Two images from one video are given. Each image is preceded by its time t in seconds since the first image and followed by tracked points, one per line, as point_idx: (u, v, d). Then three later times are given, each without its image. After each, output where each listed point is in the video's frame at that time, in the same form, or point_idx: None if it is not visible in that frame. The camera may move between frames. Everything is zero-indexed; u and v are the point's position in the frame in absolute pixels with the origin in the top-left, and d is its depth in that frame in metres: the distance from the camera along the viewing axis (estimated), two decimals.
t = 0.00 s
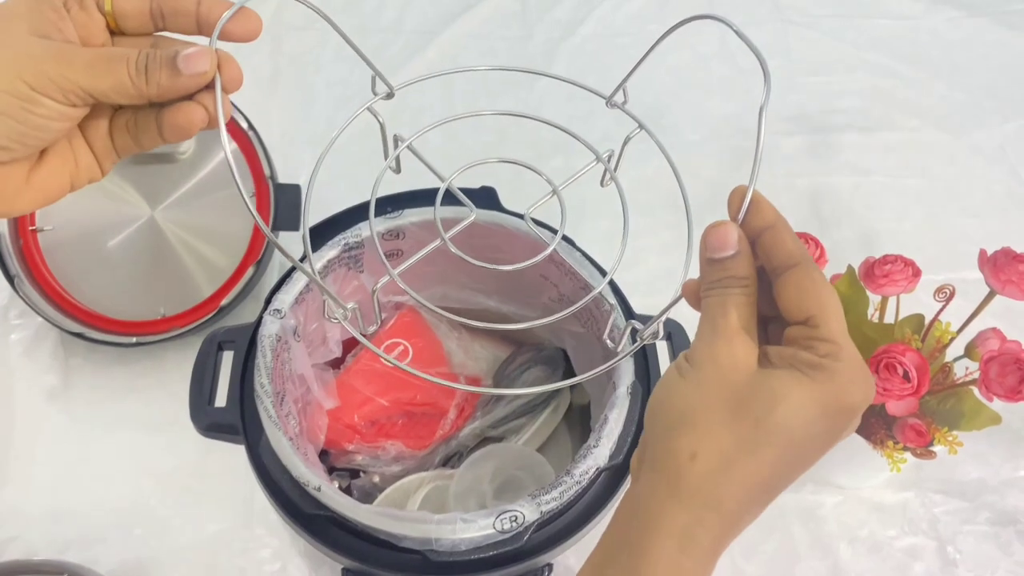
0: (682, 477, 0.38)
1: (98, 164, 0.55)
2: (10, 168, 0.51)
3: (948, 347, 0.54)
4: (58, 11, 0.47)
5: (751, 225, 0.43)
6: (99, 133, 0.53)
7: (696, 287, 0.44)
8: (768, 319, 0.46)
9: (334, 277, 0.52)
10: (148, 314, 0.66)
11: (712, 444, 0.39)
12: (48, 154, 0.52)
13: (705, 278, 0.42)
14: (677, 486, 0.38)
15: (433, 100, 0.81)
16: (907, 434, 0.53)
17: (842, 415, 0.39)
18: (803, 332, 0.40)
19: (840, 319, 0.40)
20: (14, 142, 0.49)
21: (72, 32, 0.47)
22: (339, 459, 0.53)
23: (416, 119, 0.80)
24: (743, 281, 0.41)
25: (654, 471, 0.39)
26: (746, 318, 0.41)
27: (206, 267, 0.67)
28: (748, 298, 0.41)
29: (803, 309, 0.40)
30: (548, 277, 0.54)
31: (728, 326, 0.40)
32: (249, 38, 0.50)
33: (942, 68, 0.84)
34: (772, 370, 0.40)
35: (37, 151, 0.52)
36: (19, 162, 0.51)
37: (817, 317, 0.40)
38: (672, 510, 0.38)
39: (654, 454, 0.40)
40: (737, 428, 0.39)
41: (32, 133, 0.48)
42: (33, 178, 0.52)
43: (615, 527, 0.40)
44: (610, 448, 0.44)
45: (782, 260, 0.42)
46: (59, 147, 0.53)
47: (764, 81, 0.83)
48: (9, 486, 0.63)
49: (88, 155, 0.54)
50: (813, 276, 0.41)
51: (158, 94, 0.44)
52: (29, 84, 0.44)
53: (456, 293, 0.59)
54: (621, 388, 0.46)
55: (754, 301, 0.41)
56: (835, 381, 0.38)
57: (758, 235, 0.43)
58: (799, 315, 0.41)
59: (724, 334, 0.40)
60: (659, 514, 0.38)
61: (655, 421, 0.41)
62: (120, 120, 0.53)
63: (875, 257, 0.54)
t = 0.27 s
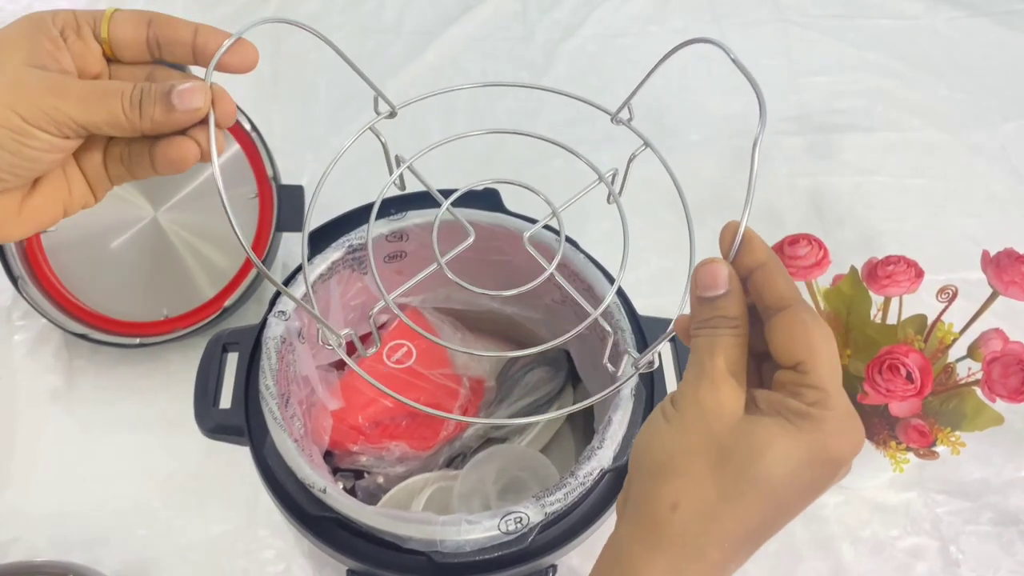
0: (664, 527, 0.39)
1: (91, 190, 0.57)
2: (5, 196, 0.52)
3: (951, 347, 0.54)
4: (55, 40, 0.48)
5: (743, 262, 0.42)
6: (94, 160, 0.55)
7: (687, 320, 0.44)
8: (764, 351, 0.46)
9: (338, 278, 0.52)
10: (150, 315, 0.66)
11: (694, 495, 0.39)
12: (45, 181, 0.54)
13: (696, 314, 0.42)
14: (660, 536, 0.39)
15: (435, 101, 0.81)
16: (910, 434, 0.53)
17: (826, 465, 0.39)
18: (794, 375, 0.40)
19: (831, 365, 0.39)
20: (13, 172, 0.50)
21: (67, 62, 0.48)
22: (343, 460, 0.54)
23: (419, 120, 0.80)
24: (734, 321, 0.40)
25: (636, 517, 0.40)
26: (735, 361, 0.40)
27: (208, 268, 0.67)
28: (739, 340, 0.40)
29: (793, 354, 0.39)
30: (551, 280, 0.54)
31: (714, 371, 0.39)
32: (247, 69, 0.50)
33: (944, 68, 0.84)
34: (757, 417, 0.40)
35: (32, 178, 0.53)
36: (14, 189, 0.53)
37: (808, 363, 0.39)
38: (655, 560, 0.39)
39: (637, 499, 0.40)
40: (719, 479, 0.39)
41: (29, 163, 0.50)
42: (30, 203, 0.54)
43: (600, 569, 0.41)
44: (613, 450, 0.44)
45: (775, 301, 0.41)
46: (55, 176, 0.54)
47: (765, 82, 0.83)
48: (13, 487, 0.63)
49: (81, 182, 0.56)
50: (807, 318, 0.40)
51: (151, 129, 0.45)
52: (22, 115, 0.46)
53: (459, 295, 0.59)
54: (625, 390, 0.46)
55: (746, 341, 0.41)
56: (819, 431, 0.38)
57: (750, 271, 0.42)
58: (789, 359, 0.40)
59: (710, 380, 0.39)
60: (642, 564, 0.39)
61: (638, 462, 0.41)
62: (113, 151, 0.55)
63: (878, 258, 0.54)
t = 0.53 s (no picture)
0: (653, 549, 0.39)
1: (125, 208, 0.59)
2: (43, 214, 0.54)
3: (955, 344, 0.54)
4: (96, 62, 0.50)
5: (749, 287, 0.41)
6: (129, 179, 0.56)
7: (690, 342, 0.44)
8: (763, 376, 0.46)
9: (346, 275, 0.52)
10: (159, 312, 0.66)
11: (685, 516, 0.39)
12: (82, 199, 0.55)
13: (699, 337, 0.42)
14: (647, 558, 0.39)
15: (441, 99, 0.81)
16: (914, 431, 0.54)
17: (817, 494, 0.38)
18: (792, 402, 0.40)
19: (828, 394, 0.38)
20: (52, 191, 0.52)
21: (107, 83, 0.50)
22: (351, 455, 0.54)
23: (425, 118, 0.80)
24: (735, 348, 0.40)
25: (627, 538, 0.40)
26: (734, 386, 0.40)
27: (216, 264, 0.67)
28: (739, 366, 0.40)
29: (791, 383, 0.39)
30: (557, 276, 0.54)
31: (713, 397, 0.39)
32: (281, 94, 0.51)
33: (949, 67, 0.84)
34: (752, 443, 0.40)
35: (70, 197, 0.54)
36: (52, 208, 0.54)
37: (803, 392, 0.38)
38: None
39: (628, 519, 0.41)
40: (711, 503, 0.39)
41: (70, 183, 0.51)
42: (68, 220, 0.55)
43: None
44: (621, 445, 0.44)
45: (776, 328, 0.41)
46: (91, 195, 0.56)
47: (770, 80, 0.83)
48: (24, 482, 0.63)
49: (116, 200, 0.57)
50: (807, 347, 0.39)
51: (190, 150, 0.46)
52: (64, 136, 0.47)
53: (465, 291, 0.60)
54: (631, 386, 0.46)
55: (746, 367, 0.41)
56: (811, 461, 0.38)
57: (756, 297, 0.42)
58: (787, 388, 0.39)
59: (706, 406, 0.39)
60: None
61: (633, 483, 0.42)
62: (148, 171, 0.56)
63: (882, 255, 0.54)
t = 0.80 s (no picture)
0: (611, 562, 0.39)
1: (117, 207, 0.59)
2: (34, 211, 0.54)
3: (958, 339, 0.54)
4: (96, 66, 0.50)
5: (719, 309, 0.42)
6: (123, 180, 0.57)
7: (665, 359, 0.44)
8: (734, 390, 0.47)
9: (350, 267, 0.52)
10: (162, 305, 0.66)
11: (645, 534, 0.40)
12: (77, 197, 0.55)
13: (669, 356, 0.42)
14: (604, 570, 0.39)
15: (444, 95, 0.81)
16: (916, 425, 0.53)
17: (776, 517, 0.39)
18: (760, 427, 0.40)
19: (792, 416, 0.39)
20: (45, 188, 0.52)
21: (107, 85, 0.50)
22: (355, 447, 0.55)
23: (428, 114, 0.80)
24: (704, 367, 0.41)
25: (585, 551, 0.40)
26: (701, 407, 0.41)
27: (219, 258, 0.67)
28: (706, 386, 0.41)
29: (757, 405, 0.40)
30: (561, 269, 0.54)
31: (680, 416, 0.40)
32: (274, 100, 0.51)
33: (952, 64, 0.84)
34: (714, 463, 0.40)
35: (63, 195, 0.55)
36: (45, 205, 0.54)
37: (766, 412, 0.39)
38: None
39: (588, 532, 0.41)
40: (670, 521, 0.39)
41: (62, 180, 0.52)
42: (60, 219, 0.55)
43: None
44: (624, 438, 0.44)
45: (745, 349, 0.41)
46: (84, 193, 0.56)
47: (772, 76, 0.83)
48: (28, 475, 0.64)
49: (110, 198, 0.57)
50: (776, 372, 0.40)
51: (179, 153, 0.46)
52: (60, 134, 0.48)
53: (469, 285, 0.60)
54: (635, 378, 0.46)
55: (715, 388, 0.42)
56: (770, 484, 0.38)
57: (725, 319, 0.42)
58: (753, 410, 0.40)
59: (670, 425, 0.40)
60: None
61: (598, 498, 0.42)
62: (142, 173, 0.56)
63: (885, 249, 0.54)
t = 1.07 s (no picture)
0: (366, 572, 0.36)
1: None
2: None
3: (958, 332, 0.54)
4: None
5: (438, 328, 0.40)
6: None
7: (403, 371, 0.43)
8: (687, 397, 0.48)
9: (354, 259, 0.53)
10: (167, 297, 0.66)
11: (339, 554, 0.38)
12: None
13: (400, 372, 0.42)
14: None
15: (447, 88, 0.81)
16: (917, 417, 0.53)
17: (458, 540, 0.36)
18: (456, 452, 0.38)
19: (485, 432, 0.36)
20: None
21: None
22: (358, 438, 0.55)
23: (431, 108, 0.80)
24: (420, 386, 0.40)
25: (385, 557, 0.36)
26: (416, 424, 0.40)
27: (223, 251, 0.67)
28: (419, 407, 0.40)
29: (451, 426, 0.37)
30: (562, 263, 0.55)
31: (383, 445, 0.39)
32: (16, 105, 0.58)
33: (954, 60, 0.85)
34: (413, 488, 0.38)
35: None
36: None
37: (457, 427, 0.37)
38: None
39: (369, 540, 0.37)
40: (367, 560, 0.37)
41: None
42: None
43: None
44: (625, 427, 0.45)
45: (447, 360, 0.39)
46: None
47: (774, 71, 0.83)
48: (33, 465, 0.64)
49: None
50: (499, 406, 0.38)
51: None
52: None
53: (471, 278, 0.61)
54: (636, 369, 0.46)
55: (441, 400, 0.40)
56: (455, 502, 0.36)
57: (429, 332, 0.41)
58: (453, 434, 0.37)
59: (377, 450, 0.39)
60: None
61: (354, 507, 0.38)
62: None
63: (885, 243, 0.54)
